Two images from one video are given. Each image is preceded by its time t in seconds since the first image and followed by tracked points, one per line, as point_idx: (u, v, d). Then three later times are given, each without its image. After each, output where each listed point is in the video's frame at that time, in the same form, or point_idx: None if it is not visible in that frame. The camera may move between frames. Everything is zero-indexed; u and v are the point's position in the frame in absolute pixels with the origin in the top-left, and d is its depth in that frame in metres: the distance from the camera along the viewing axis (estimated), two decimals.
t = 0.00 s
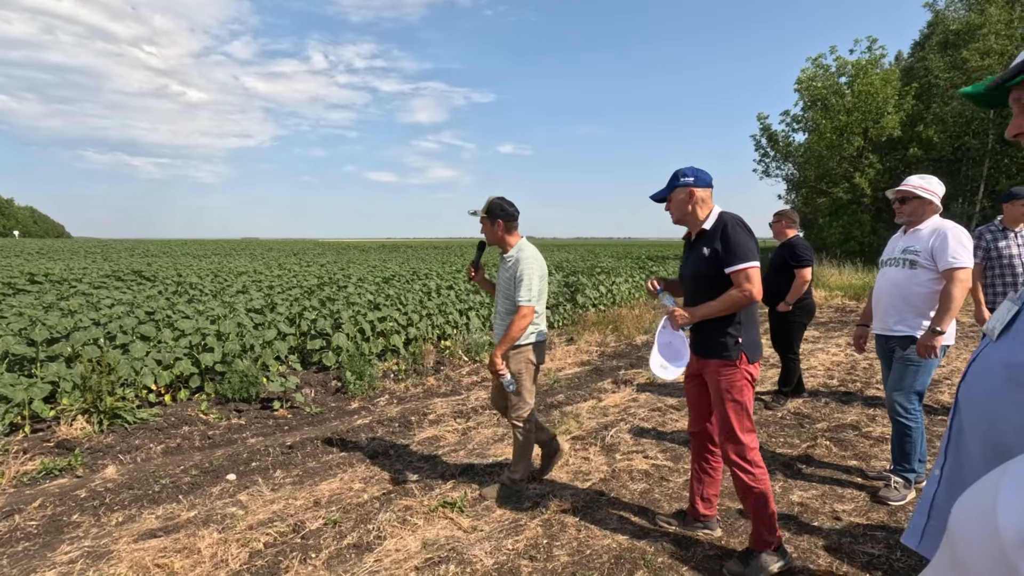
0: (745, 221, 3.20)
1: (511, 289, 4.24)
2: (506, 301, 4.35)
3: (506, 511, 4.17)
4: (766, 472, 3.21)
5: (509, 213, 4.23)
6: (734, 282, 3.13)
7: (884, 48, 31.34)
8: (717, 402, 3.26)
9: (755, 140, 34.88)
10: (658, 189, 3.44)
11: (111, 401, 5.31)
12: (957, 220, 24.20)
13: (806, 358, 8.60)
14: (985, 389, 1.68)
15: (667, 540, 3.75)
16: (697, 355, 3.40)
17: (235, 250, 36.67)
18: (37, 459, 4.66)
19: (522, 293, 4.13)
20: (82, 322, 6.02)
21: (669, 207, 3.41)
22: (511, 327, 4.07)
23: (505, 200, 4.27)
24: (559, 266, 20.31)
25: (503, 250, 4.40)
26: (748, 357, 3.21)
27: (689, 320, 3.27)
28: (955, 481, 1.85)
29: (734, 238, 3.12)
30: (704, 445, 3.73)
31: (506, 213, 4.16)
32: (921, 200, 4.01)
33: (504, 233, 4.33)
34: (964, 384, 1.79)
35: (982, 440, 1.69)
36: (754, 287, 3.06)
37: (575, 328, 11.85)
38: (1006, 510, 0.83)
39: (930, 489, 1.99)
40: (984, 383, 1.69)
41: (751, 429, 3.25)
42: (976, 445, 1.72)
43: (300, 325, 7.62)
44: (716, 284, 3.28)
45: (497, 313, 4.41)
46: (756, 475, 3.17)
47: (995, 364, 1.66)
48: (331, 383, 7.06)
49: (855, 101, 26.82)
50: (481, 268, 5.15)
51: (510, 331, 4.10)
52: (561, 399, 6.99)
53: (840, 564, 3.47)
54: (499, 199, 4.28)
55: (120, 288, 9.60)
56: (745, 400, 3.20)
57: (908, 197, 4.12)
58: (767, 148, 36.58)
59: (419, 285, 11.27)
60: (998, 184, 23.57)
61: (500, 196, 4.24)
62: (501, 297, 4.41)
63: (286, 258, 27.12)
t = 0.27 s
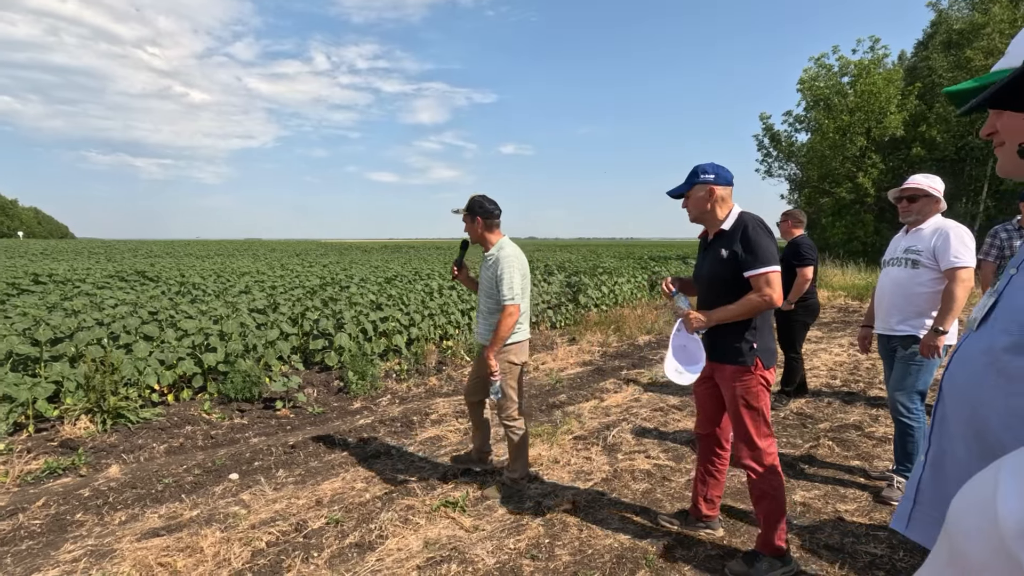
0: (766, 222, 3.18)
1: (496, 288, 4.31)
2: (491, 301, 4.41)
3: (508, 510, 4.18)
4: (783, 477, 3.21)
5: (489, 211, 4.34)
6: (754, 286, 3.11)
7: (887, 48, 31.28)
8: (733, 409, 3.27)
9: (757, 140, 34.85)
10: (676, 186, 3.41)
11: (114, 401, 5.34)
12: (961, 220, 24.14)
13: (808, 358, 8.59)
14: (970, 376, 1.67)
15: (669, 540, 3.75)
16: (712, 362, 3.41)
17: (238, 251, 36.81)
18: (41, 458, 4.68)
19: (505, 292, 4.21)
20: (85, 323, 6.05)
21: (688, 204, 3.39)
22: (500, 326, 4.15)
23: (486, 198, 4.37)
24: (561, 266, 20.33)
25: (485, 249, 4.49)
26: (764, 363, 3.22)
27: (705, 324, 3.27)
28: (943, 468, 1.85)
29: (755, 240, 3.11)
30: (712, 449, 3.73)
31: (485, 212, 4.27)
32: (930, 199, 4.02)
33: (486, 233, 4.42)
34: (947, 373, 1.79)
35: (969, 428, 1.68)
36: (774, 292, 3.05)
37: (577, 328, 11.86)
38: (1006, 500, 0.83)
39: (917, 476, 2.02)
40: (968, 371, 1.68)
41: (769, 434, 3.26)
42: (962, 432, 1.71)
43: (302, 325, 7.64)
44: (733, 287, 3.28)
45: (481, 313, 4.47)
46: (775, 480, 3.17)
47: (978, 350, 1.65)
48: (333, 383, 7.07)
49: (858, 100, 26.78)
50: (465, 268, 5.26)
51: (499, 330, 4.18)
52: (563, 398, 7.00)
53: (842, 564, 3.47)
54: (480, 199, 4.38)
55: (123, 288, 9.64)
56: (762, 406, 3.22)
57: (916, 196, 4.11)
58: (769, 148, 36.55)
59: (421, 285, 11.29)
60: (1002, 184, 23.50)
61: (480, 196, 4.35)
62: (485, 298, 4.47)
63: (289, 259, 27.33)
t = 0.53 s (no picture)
0: (794, 227, 3.15)
1: (482, 289, 4.36)
2: (477, 303, 4.45)
3: (514, 510, 4.19)
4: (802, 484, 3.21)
5: (474, 215, 4.41)
6: (781, 294, 3.08)
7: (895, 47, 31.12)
8: (757, 414, 3.28)
9: (763, 140, 34.73)
10: (700, 185, 3.40)
11: (123, 400, 5.38)
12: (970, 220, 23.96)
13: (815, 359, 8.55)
14: (975, 375, 1.68)
15: (675, 540, 3.75)
16: (738, 367, 3.42)
17: (245, 252, 37.04)
18: (51, 457, 4.72)
19: (493, 295, 4.27)
20: (95, 323, 6.11)
21: (714, 204, 3.39)
22: (493, 327, 4.22)
23: (471, 202, 4.42)
24: (567, 267, 20.34)
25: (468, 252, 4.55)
26: (790, 369, 3.22)
27: (728, 331, 3.28)
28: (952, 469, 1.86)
29: (783, 247, 3.08)
30: (726, 454, 3.71)
31: (472, 216, 4.34)
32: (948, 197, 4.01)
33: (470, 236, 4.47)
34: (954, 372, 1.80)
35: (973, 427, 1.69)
36: (801, 300, 3.00)
37: (583, 329, 11.86)
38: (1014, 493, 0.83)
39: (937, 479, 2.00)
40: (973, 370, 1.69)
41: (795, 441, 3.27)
42: (968, 433, 1.72)
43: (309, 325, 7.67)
44: (758, 294, 3.26)
45: (465, 316, 4.50)
46: (794, 488, 3.19)
47: (982, 350, 1.66)
48: (339, 383, 7.10)
49: (865, 100, 26.66)
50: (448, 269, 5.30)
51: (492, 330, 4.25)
52: (568, 399, 7.00)
53: (850, 566, 3.45)
54: (464, 203, 4.42)
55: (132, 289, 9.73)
56: (788, 412, 3.22)
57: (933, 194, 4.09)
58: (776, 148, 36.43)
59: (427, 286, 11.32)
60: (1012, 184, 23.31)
61: (465, 200, 4.41)
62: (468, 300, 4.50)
63: (296, 260, 27.65)
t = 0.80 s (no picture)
0: (816, 230, 3.12)
1: (465, 288, 4.43)
2: (459, 303, 4.51)
3: (522, 511, 4.19)
4: (819, 491, 3.20)
5: (456, 217, 4.48)
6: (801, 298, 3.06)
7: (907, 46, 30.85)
8: (775, 419, 3.29)
9: (773, 140, 34.53)
10: (724, 184, 3.37)
11: (136, 399, 5.44)
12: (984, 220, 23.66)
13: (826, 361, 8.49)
14: (981, 375, 1.65)
15: (684, 542, 3.74)
16: (758, 370, 3.42)
17: (255, 253, 37.30)
18: (65, 456, 4.78)
19: (477, 291, 4.36)
20: (108, 323, 6.17)
21: (738, 203, 3.36)
22: (477, 324, 4.29)
23: (451, 205, 4.48)
24: (575, 267, 20.32)
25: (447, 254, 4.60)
26: (810, 374, 3.19)
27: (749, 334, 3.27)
28: (951, 469, 1.81)
29: (803, 250, 3.05)
30: (741, 453, 3.71)
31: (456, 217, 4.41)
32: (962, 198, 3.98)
33: (450, 238, 4.53)
34: (959, 374, 1.77)
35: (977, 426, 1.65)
36: (820, 306, 2.99)
37: (591, 329, 11.84)
38: None
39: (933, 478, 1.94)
40: (981, 370, 1.66)
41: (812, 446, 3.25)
42: (970, 433, 1.68)
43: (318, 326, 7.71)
44: (779, 295, 3.25)
45: (448, 315, 4.54)
46: (810, 494, 3.17)
47: (991, 350, 1.63)
48: (348, 383, 7.14)
49: (876, 99, 26.45)
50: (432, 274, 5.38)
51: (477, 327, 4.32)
52: (577, 400, 7.00)
53: (861, 569, 3.43)
54: (444, 206, 4.48)
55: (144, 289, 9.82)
56: (807, 417, 3.20)
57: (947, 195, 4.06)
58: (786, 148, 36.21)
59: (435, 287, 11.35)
60: None
61: (446, 203, 4.48)
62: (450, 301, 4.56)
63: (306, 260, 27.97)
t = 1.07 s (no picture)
0: (839, 233, 3.10)
1: (455, 287, 4.59)
2: (449, 301, 4.68)
3: (533, 511, 4.21)
4: (830, 493, 3.18)
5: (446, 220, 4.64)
6: (818, 299, 3.05)
7: (924, 43, 30.50)
8: (785, 420, 3.28)
9: (786, 140, 34.26)
10: (748, 182, 3.35)
11: (153, 398, 5.54)
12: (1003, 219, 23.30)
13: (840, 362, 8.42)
14: (978, 375, 1.53)
15: (696, 543, 3.74)
16: (770, 371, 3.41)
17: (268, 254, 37.60)
18: (85, 453, 4.87)
19: (465, 287, 4.53)
20: (126, 324, 6.27)
21: (761, 202, 3.34)
22: (467, 321, 4.46)
23: (441, 209, 4.63)
24: (587, 268, 20.30)
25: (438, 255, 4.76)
26: (821, 375, 3.17)
27: (763, 333, 3.26)
28: (952, 468, 1.72)
29: (825, 251, 3.04)
30: (773, 456, 3.65)
31: (445, 219, 4.58)
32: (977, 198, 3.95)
33: (440, 239, 4.67)
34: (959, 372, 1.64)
35: (973, 430, 1.53)
36: (838, 307, 2.97)
37: (602, 330, 11.83)
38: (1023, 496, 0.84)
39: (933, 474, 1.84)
40: (977, 371, 1.53)
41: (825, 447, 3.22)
42: (968, 437, 1.57)
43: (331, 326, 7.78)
44: (796, 296, 3.25)
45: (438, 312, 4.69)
46: (821, 496, 3.16)
47: (990, 348, 1.51)
48: (361, 383, 7.19)
49: (892, 97, 26.17)
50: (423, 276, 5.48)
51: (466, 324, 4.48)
52: (588, 401, 7.00)
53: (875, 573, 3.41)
54: (434, 209, 4.63)
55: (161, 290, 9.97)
56: (815, 418, 3.19)
57: (962, 194, 4.02)
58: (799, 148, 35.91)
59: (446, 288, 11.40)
60: None
61: (437, 206, 4.63)
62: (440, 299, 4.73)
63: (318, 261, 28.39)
